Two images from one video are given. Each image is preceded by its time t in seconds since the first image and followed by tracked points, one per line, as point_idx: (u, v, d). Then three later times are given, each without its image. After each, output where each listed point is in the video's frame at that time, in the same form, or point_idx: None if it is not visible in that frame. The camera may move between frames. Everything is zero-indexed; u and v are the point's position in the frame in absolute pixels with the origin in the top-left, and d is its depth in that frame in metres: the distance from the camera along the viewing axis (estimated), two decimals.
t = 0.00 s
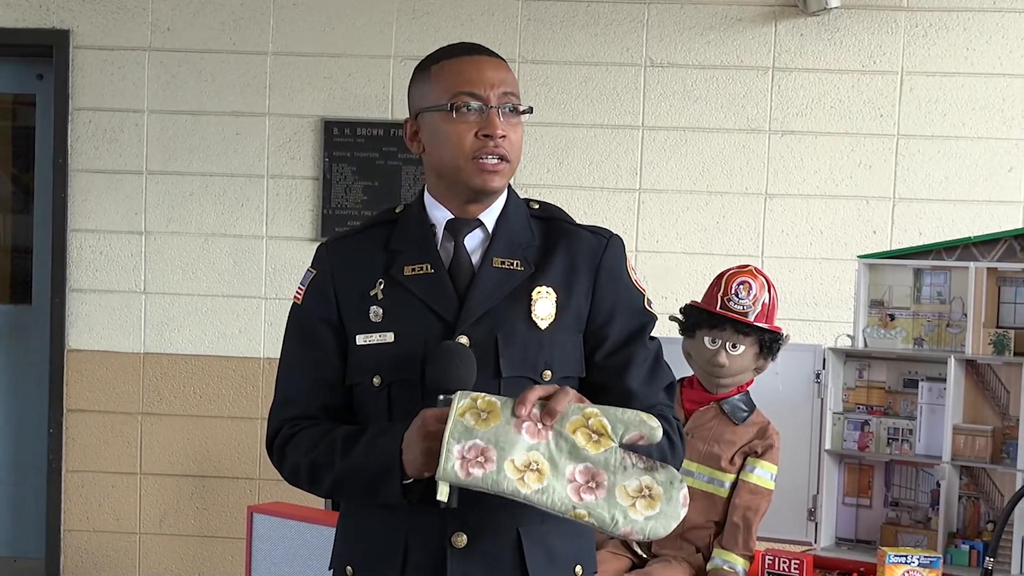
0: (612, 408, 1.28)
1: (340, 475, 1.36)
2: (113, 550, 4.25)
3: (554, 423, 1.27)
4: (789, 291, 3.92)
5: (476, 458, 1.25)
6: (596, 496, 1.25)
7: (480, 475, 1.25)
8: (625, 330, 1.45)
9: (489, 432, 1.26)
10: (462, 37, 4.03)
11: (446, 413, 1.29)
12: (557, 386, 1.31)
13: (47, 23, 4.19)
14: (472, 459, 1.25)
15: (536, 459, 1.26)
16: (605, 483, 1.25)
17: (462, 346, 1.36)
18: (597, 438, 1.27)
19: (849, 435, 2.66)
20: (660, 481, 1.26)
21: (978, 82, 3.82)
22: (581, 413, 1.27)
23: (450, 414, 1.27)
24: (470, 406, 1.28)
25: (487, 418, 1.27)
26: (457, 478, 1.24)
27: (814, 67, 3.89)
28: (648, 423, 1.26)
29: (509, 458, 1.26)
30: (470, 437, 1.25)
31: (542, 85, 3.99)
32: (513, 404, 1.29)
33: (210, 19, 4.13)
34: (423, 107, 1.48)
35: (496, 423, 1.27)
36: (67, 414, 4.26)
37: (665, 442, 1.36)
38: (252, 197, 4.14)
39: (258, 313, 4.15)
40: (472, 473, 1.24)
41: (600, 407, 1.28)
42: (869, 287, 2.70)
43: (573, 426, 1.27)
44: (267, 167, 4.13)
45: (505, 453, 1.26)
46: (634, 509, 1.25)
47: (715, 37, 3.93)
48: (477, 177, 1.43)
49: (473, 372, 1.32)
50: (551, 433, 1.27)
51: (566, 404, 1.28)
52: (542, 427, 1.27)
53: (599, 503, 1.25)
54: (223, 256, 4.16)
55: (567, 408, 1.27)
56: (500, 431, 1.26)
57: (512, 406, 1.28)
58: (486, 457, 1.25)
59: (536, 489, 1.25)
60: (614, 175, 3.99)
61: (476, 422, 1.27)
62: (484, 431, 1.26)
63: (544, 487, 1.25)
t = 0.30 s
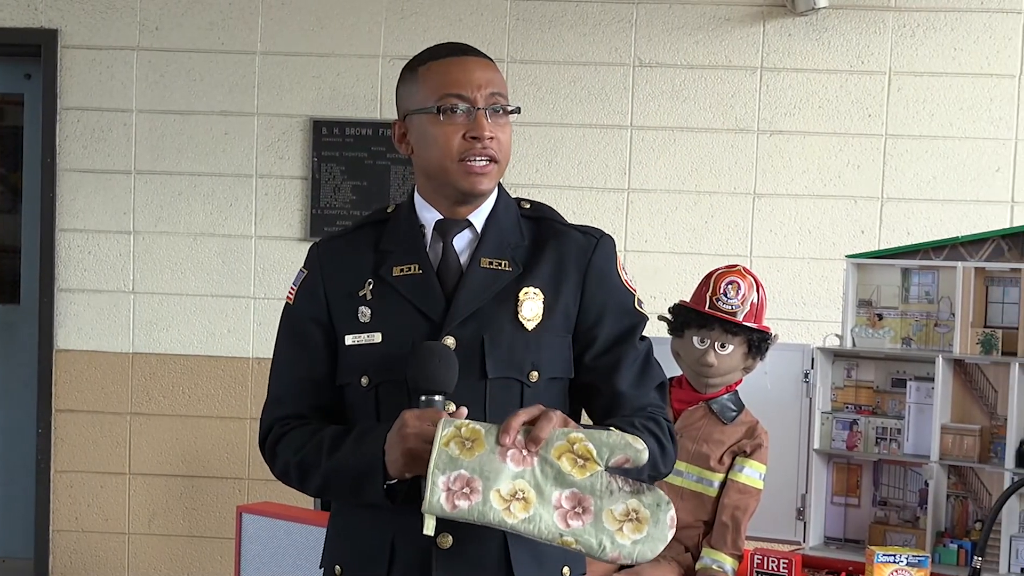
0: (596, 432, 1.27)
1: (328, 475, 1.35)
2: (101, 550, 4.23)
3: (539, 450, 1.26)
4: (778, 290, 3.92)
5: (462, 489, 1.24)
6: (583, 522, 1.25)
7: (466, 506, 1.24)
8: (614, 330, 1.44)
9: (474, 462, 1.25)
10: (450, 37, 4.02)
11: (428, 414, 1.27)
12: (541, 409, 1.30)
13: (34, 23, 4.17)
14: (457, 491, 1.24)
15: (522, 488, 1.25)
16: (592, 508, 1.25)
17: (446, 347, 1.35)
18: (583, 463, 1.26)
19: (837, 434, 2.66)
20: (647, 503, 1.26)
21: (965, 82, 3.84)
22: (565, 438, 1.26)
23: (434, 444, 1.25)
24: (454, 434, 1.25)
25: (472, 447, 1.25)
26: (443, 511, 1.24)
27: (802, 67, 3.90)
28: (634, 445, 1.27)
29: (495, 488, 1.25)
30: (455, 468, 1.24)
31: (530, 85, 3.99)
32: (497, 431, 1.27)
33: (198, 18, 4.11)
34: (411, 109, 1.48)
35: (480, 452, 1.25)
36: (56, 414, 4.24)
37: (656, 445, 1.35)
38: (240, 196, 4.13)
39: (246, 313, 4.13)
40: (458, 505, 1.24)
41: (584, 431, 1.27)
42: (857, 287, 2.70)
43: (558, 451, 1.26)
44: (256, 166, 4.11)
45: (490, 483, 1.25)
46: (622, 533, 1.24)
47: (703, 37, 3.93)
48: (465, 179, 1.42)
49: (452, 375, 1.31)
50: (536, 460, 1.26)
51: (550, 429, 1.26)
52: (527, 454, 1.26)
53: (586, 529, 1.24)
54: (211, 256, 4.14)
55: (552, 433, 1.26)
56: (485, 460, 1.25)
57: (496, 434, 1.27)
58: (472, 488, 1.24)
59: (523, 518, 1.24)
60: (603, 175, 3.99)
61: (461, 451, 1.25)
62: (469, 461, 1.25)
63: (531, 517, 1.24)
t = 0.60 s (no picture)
0: (579, 435, 1.27)
1: (322, 476, 1.35)
2: (95, 551, 4.21)
3: (521, 452, 1.26)
4: (772, 291, 3.93)
5: (442, 490, 1.25)
6: (563, 525, 1.25)
7: (446, 507, 1.24)
8: (609, 331, 1.44)
9: (455, 463, 1.25)
10: (444, 37, 4.02)
11: (422, 416, 1.28)
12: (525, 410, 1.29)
13: (28, 23, 4.15)
14: (438, 492, 1.25)
15: (502, 490, 1.25)
16: (572, 512, 1.25)
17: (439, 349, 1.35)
18: (564, 466, 1.26)
19: (831, 434, 2.66)
20: (628, 508, 1.25)
21: (958, 82, 3.84)
22: (548, 441, 1.26)
23: (417, 444, 1.26)
24: (436, 435, 1.26)
25: (454, 449, 1.26)
26: (423, 511, 1.24)
27: (796, 67, 3.90)
28: (616, 450, 1.26)
29: (475, 490, 1.25)
30: (436, 468, 1.25)
31: (524, 85, 3.99)
32: (480, 432, 1.27)
33: (192, 19, 4.10)
34: (402, 105, 1.48)
35: (462, 453, 1.25)
36: (50, 414, 4.23)
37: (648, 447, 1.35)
38: (235, 197, 4.12)
39: (240, 313, 4.12)
40: (438, 506, 1.24)
41: (567, 435, 1.27)
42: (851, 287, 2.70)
43: (540, 454, 1.26)
44: (250, 166, 4.11)
45: (470, 484, 1.25)
46: (601, 537, 1.24)
47: (697, 37, 3.94)
48: (452, 176, 1.42)
49: (446, 379, 1.30)
50: (517, 462, 1.26)
51: (532, 432, 1.26)
52: (509, 456, 1.26)
53: (566, 532, 1.24)
54: (206, 256, 4.13)
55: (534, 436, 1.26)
56: (466, 462, 1.25)
57: (478, 435, 1.27)
58: (451, 489, 1.25)
59: (502, 520, 1.24)
60: (597, 175, 3.99)
61: (443, 452, 1.25)
62: (450, 462, 1.25)
63: (510, 519, 1.24)
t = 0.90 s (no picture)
0: (575, 439, 1.26)
1: (320, 475, 1.35)
2: (93, 550, 4.21)
3: (517, 456, 1.26)
4: (771, 291, 3.93)
5: (438, 495, 1.25)
6: (559, 529, 1.25)
7: (442, 513, 1.25)
8: (608, 328, 1.43)
9: (451, 469, 1.25)
10: (442, 38, 4.02)
11: (420, 419, 1.28)
12: (520, 412, 1.28)
13: (26, 23, 4.15)
14: (434, 497, 1.25)
15: (499, 495, 1.25)
16: (568, 516, 1.25)
17: (438, 349, 1.35)
18: (560, 471, 1.26)
19: (829, 434, 2.66)
20: (625, 512, 1.25)
21: (956, 82, 3.84)
22: (543, 445, 1.26)
23: (413, 449, 1.25)
24: (432, 440, 1.25)
25: (450, 454, 1.25)
26: (419, 516, 1.25)
27: (794, 67, 3.90)
28: (612, 454, 1.26)
29: (472, 495, 1.25)
30: (432, 474, 1.25)
31: (522, 85, 3.99)
32: (475, 436, 1.27)
33: (191, 19, 4.10)
34: (403, 106, 1.48)
35: (458, 459, 1.25)
36: (48, 414, 4.22)
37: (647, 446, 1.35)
38: (233, 196, 4.12)
39: (239, 313, 4.12)
40: (434, 512, 1.24)
41: (563, 439, 1.26)
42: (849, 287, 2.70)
43: (536, 458, 1.26)
44: (248, 166, 4.10)
45: (467, 489, 1.25)
46: (598, 542, 1.24)
47: (695, 37, 3.94)
48: (456, 176, 1.42)
49: (447, 381, 1.31)
50: (514, 467, 1.26)
51: (528, 437, 1.25)
52: (504, 461, 1.26)
53: (562, 537, 1.25)
54: (204, 256, 4.13)
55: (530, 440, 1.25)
56: (462, 467, 1.25)
57: (474, 440, 1.26)
58: (448, 495, 1.25)
59: (498, 525, 1.25)
60: (595, 175, 3.99)
61: (439, 458, 1.25)
62: (446, 467, 1.25)
63: (507, 524, 1.25)
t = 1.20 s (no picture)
0: (599, 410, 1.26)
1: (320, 475, 1.35)
2: (93, 550, 4.21)
3: (541, 427, 1.26)
4: (769, 290, 3.93)
5: (463, 465, 1.23)
6: (585, 499, 1.23)
7: (467, 482, 1.23)
8: (610, 328, 1.44)
9: (475, 439, 1.24)
10: (441, 38, 4.02)
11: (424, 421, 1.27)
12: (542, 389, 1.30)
13: (25, 23, 4.15)
14: (459, 467, 1.23)
15: (523, 464, 1.24)
16: (594, 486, 1.23)
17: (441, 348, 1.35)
18: (584, 441, 1.25)
19: (828, 434, 2.67)
20: (650, 482, 1.24)
21: (955, 82, 3.84)
22: (567, 416, 1.26)
23: (436, 421, 1.26)
24: (456, 412, 1.26)
25: (473, 425, 1.25)
26: (444, 486, 1.22)
27: (792, 68, 3.90)
28: (636, 425, 1.24)
29: (496, 465, 1.24)
30: (457, 444, 1.24)
31: (521, 85, 3.99)
32: (499, 409, 1.27)
33: (190, 19, 4.10)
34: (399, 106, 1.48)
35: (482, 429, 1.25)
36: (47, 414, 4.22)
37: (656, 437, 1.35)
38: (232, 196, 4.11)
39: (238, 313, 4.12)
40: (459, 481, 1.23)
41: (586, 410, 1.26)
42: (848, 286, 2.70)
43: (560, 429, 1.25)
44: (247, 166, 4.10)
45: (491, 459, 1.24)
46: (623, 511, 1.23)
47: (693, 37, 3.94)
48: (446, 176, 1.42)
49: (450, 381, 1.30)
50: (538, 437, 1.25)
51: (552, 407, 1.26)
52: (529, 431, 1.25)
53: (588, 506, 1.23)
54: (203, 256, 4.13)
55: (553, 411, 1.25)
56: (486, 437, 1.24)
57: (497, 412, 1.26)
58: (473, 465, 1.23)
59: (524, 494, 1.23)
60: (594, 175, 3.99)
61: (463, 429, 1.25)
62: (470, 437, 1.24)
63: (532, 493, 1.23)
